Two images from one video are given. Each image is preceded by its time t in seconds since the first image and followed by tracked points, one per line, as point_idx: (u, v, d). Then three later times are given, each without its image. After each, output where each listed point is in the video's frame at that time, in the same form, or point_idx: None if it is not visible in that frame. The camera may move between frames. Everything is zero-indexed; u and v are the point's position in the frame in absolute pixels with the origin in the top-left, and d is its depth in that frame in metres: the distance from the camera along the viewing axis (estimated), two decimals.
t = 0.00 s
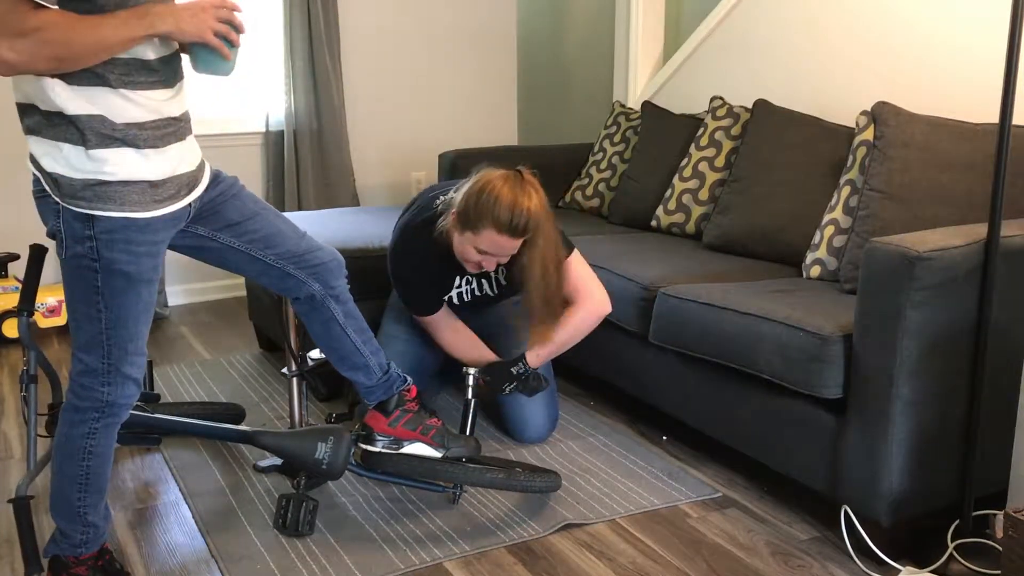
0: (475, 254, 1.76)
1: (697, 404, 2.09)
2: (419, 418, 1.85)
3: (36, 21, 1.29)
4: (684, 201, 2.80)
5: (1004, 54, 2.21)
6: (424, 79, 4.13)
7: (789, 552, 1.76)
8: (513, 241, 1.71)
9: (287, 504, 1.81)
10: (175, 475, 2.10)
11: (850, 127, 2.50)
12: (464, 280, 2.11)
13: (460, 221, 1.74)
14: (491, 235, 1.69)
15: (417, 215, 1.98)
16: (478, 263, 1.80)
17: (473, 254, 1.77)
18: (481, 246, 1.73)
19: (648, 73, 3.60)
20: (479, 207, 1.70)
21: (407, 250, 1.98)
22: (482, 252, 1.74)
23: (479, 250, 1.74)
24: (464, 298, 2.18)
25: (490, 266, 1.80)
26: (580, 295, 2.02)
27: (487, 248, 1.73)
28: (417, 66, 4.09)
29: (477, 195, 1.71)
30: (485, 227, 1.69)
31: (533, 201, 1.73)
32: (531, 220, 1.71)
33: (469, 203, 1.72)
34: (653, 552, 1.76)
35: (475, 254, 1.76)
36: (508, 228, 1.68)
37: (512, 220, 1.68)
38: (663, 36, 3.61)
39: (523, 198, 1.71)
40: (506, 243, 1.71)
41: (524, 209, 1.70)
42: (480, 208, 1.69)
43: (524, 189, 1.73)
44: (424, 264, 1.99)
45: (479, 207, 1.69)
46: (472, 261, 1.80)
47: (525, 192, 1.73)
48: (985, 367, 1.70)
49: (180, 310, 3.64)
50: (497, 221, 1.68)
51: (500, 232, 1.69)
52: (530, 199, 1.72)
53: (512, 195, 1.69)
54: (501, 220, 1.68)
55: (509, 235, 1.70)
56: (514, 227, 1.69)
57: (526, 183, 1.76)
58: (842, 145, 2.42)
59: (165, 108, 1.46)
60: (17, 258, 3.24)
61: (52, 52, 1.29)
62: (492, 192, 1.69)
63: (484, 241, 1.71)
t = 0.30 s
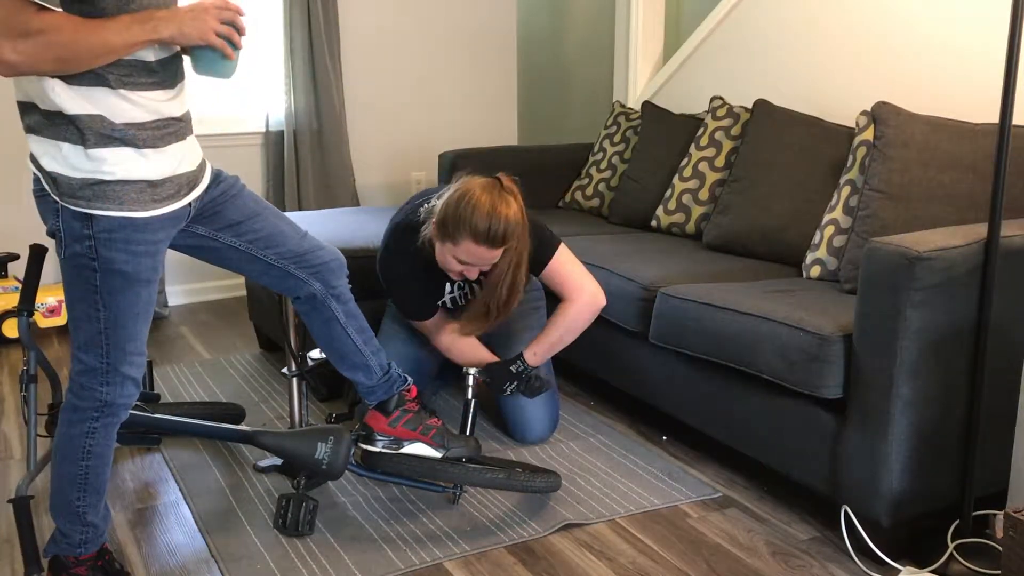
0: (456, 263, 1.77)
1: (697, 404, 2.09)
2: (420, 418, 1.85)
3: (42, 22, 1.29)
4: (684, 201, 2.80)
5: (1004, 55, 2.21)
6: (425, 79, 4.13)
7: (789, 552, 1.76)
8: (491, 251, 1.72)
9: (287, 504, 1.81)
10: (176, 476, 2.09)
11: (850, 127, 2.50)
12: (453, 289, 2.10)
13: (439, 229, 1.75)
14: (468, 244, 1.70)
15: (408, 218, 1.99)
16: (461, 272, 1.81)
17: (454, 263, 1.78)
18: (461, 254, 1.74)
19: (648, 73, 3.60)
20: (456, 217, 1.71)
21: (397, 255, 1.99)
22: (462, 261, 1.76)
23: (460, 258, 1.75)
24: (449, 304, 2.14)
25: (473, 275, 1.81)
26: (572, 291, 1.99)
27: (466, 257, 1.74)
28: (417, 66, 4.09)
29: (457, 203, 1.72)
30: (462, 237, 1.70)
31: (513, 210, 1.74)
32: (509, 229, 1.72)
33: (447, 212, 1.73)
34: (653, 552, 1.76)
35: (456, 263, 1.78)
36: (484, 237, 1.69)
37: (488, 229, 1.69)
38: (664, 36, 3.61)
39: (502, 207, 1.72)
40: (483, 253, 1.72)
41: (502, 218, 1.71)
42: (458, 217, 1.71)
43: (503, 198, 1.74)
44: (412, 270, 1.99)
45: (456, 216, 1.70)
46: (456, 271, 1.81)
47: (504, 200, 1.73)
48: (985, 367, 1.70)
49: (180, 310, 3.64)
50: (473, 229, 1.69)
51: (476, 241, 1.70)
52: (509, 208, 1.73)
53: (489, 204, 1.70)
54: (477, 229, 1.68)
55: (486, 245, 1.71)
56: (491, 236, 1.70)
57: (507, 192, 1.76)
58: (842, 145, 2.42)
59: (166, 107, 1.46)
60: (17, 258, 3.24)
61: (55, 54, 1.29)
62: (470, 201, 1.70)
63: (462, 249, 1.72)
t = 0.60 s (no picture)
0: (470, 271, 1.78)
1: (697, 404, 2.09)
2: (401, 415, 1.84)
3: (43, 23, 1.29)
4: (684, 201, 2.80)
5: (1004, 55, 2.21)
6: (425, 79, 4.13)
7: (789, 552, 1.76)
8: (508, 260, 1.74)
9: (287, 504, 1.81)
10: (175, 475, 2.09)
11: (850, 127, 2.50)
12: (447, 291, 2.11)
13: (455, 239, 1.76)
14: (488, 254, 1.72)
15: (401, 222, 1.94)
16: (472, 280, 1.82)
17: (467, 272, 1.79)
18: (477, 265, 1.76)
19: (648, 73, 3.60)
20: (477, 226, 1.72)
21: (391, 262, 1.94)
22: (477, 271, 1.78)
23: (475, 269, 1.77)
24: (439, 305, 2.18)
25: (484, 283, 1.83)
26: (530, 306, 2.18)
27: (482, 267, 1.76)
28: (417, 66, 4.09)
29: (475, 213, 1.73)
30: (482, 246, 1.72)
31: (528, 219, 1.77)
32: (528, 240, 1.75)
33: (466, 220, 1.74)
34: (653, 552, 1.76)
35: (470, 273, 1.79)
36: (506, 247, 1.72)
37: (510, 239, 1.72)
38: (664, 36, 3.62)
39: (519, 217, 1.75)
40: (501, 262, 1.74)
41: (521, 228, 1.74)
42: (477, 228, 1.72)
43: (521, 209, 1.77)
44: (408, 277, 1.96)
45: (476, 225, 1.72)
46: (467, 279, 1.82)
47: (522, 212, 1.77)
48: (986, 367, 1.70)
49: (180, 310, 3.64)
50: (495, 240, 1.71)
51: (497, 251, 1.72)
52: (526, 218, 1.76)
53: (509, 215, 1.73)
54: (499, 239, 1.71)
55: (504, 254, 1.73)
56: (511, 246, 1.72)
57: (522, 203, 1.80)
58: (841, 145, 2.42)
59: (156, 111, 1.47)
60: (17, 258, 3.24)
61: (49, 58, 1.29)
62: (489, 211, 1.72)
63: (479, 259, 1.74)
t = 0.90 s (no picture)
0: (472, 272, 1.79)
1: (697, 404, 2.09)
2: (401, 415, 1.85)
3: (56, 29, 1.28)
4: (684, 201, 2.80)
5: (1004, 55, 2.21)
6: (425, 78, 4.13)
7: (789, 552, 1.76)
8: (511, 261, 1.75)
9: (287, 504, 1.81)
10: (175, 476, 2.09)
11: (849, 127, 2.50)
12: (449, 292, 2.11)
13: (456, 239, 1.76)
14: (490, 255, 1.73)
15: (402, 222, 1.94)
16: (474, 281, 1.83)
17: (468, 272, 1.79)
18: (479, 265, 1.76)
19: (647, 73, 3.60)
20: (478, 229, 1.72)
21: (391, 261, 1.94)
22: (479, 271, 1.78)
23: (477, 270, 1.77)
24: (439, 305, 2.17)
25: (485, 284, 1.83)
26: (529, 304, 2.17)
27: (484, 268, 1.76)
28: (416, 66, 4.09)
29: (475, 213, 1.73)
30: (484, 248, 1.72)
31: (528, 219, 1.77)
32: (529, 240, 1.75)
33: (467, 222, 1.74)
34: (653, 553, 1.76)
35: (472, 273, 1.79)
36: (508, 249, 1.72)
37: (511, 238, 1.72)
38: (663, 36, 3.62)
39: (520, 217, 1.76)
40: (504, 263, 1.75)
41: (522, 227, 1.74)
42: (478, 227, 1.72)
43: (521, 210, 1.77)
44: (406, 277, 1.96)
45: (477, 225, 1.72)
46: (468, 279, 1.83)
47: (523, 212, 1.77)
48: (985, 367, 1.70)
49: (180, 310, 3.64)
50: (496, 239, 1.71)
51: (499, 250, 1.72)
52: (526, 217, 1.77)
53: (510, 215, 1.73)
54: (500, 238, 1.71)
55: (506, 255, 1.74)
56: (513, 247, 1.73)
57: (522, 202, 1.80)
58: (841, 145, 2.42)
59: (159, 113, 1.47)
60: (17, 259, 3.24)
61: (56, 64, 1.29)
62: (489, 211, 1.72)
63: (481, 259, 1.74)
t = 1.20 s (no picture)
0: (463, 285, 1.79)
1: (697, 404, 2.09)
2: (402, 415, 1.85)
3: (82, 37, 1.28)
4: (684, 201, 2.80)
5: (1004, 55, 2.21)
6: (425, 78, 4.13)
7: (789, 552, 1.76)
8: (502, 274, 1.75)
9: (287, 504, 1.80)
10: (176, 476, 2.09)
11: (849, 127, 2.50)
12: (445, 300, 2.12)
13: (448, 250, 1.76)
14: (481, 269, 1.73)
15: (403, 226, 1.93)
16: (466, 292, 1.83)
17: (461, 283, 1.79)
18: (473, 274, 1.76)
19: (648, 73, 3.60)
20: (469, 244, 1.72)
21: (389, 263, 1.92)
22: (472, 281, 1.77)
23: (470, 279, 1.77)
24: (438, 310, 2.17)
25: (478, 295, 1.84)
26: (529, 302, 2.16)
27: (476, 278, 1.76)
28: (416, 66, 4.09)
29: (467, 224, 1.73)
30: (475, 262, 1.72)
31: (521, 231, 1.77)
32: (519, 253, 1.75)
33: (457, 235, 1.73)
34: (653, 553, 1.76)
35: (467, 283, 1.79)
36: (498, 262, 1.72)
37: (502, 249, 1.72)
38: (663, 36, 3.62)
39: (512, 228, 1.75)
40: (495, 276, 1.75)
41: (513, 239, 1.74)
42: (469, 238, 1.72)
43: (511, 223, 1.76)
44: (403, 279, 1.93)
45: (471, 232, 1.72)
46: (461, 291, 1.83)
47: (513, 225, 1.76)
48: (985, 367, 1.70)
49: (180, 310, 3.64)
50: (487, 250, 1.71)
51: (490, 261, 1.72)
52: (518, 227, 1.77)
53: (501, 226, 1.73)
54: (491, 249, 1.71)
55: (497, 269, 1.74)
56: (503, 261, 1.73)
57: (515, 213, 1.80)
58: (842, 145, 2.42)
59: (170, 114, 1.48)
60: (17, 259, 3.24)
61: (84, 72, 1.29)
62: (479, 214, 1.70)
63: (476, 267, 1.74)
